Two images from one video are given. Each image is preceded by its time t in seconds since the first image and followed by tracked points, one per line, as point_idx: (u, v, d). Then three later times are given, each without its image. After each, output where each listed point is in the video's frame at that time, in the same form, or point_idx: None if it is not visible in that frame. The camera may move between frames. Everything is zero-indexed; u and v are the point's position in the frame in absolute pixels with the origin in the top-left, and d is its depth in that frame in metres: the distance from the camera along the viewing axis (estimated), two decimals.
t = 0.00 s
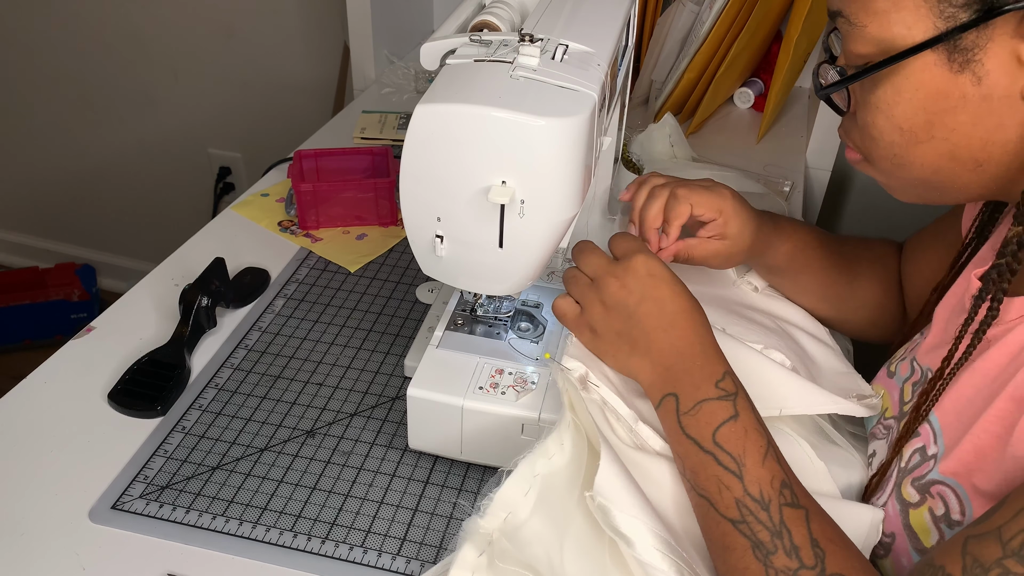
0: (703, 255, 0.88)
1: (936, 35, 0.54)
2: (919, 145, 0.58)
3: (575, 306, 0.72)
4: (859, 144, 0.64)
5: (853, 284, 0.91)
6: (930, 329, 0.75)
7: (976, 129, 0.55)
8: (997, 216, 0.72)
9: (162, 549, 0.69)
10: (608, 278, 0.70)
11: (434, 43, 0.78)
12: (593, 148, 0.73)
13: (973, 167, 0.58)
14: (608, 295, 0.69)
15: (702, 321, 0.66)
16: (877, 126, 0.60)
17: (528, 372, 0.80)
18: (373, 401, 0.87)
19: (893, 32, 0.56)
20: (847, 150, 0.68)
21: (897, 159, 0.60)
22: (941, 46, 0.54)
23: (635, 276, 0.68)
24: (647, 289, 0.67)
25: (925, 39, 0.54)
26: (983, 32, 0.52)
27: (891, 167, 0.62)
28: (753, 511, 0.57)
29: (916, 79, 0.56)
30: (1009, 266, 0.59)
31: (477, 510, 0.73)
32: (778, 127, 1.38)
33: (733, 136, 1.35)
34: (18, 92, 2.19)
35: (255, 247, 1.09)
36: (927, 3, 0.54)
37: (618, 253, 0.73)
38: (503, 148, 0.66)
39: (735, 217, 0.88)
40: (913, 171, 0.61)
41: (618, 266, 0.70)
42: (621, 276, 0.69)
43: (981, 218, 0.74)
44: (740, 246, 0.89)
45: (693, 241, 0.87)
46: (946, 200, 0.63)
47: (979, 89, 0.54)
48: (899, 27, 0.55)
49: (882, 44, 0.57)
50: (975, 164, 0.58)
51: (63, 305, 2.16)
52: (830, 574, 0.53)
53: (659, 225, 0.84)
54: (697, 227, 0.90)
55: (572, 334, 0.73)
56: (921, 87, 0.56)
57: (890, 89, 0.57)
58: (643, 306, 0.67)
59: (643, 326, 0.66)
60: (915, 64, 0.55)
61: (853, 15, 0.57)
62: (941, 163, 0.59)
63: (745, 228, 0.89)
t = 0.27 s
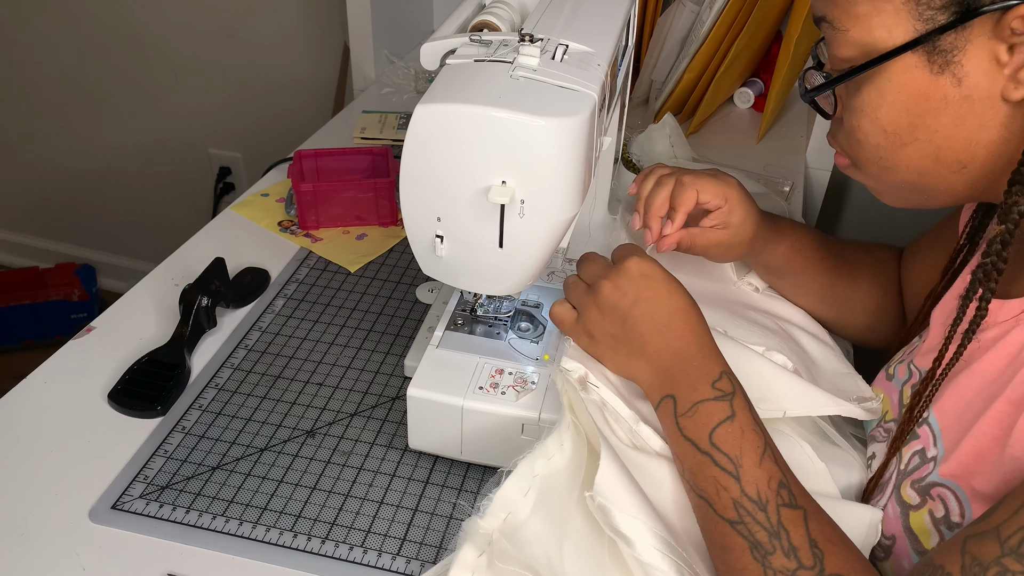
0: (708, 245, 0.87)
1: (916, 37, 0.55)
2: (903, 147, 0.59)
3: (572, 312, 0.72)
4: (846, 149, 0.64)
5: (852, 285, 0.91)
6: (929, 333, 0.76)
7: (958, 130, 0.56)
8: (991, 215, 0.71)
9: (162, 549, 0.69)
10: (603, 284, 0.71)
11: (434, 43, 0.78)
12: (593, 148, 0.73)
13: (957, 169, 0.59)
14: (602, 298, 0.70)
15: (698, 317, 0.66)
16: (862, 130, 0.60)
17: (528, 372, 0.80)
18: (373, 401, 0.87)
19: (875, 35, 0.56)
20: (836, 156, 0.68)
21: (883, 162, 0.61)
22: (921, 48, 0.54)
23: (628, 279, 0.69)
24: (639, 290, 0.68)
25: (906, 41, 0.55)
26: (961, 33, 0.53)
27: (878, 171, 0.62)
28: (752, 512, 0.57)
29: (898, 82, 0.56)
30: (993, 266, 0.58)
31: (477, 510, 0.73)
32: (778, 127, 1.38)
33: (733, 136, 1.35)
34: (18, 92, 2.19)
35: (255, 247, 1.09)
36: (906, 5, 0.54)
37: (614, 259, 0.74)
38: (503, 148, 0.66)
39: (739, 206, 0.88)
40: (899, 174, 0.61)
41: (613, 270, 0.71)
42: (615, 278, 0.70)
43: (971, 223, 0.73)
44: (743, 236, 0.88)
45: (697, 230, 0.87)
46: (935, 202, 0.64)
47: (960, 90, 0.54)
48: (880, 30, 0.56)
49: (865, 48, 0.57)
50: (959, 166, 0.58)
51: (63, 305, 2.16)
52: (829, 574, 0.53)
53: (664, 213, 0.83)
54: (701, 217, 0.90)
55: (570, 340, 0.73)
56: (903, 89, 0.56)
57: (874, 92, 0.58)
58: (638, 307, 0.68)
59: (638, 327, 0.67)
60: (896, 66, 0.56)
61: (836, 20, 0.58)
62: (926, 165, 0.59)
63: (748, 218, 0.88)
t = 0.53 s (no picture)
0: (710, 248, 0.88)
1: (899, 33, 0.55)
2: (889, 145, 0.59)
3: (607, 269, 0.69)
4: (834, 151, 0.65)
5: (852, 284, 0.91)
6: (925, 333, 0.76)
7: (942, 126, 0.56)
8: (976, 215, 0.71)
9: (162, 549, 0.69)
10: (650, 266, 0.66)
11: (434, 43, 0.78)
12: (593, 148, 0.73)
13: (944, 166, 0.59)
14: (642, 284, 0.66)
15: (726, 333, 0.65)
16: (849, 130, 0.60)
17: (528, 372, 0.80)
18: (373, 401, 0.87)
19: (858, 33, 0.56)
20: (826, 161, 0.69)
21: (870, 162, 0.61)
22: (903, 44, 0.54)
23: (673, 271, 0.65)
24: (688, 291, 0.65)
25: (889, 37, 0.55)
26: (941, 28, 0.53)
27: (867, 171, 0.63)
28: (754, 508, 0.57)
29: (882, 79, 0.56)
30: (980, 256, 0.59)
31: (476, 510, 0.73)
32: (778, 127, 1.38)
33: (733, 136, 1.35)
34: (18, 92, 2.19)
35: (254, 247, 1.09)
36: (887, 3, 0.54)
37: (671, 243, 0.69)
38: (503, 148, 0.66)
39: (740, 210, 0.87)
40: (888, 174, 0.61)
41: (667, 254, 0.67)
42: (658, 267, 0.66)
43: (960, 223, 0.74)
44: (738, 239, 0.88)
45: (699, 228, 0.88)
46: (926, 203, 0.64)
47: (943, 85, 0.54)
48: (864, 29, 0.56)
49: (849, 47, 0.57)
50: (946, 163, 0.58)
51: (63, 305, 2.16)
52: (826, 568, 0.53)
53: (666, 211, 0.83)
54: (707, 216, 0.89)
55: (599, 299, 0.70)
56: (887, 86, 0.56)
57: (859, 90, 0.58)
58: (678, 299, 0.64)
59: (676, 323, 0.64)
60: (879, 63, 0.56)
61: (821, 22, 0.58)
62: (913, 164, 0.59)
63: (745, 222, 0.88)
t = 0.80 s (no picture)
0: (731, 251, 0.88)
1: (858, 38, 0.55)
2: (853, 148, 0.59)
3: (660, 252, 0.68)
4: (803, 156, 0.65)
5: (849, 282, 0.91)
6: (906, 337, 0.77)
7: (902, 130, 0.56)
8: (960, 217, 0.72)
9: (162, 549, 0.69)
10: (703, 263, 0.66)
11: (434, 43, 0.78)
12: (593, 148, 0.73)
13: (908, 170, 0.59)
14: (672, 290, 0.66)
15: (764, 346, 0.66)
16: (815, 134, 0.61)
17: (527, 372, 0.80)
18: (373, 401, 0.87)
19: (819, 39, 0.57)
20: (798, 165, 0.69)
21: (837, 166, 0.62)
22: (862, 48, 0.55)
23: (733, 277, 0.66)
24: (739, 301, 0.65)
25: (848, 42, 0.55)
26: (898, 33, 0.53)
27: (835, 175, 0.63)
28: (764, 508, 0.57)
29: (843, 84, 0.57)
30: (946, 256, 0.58)
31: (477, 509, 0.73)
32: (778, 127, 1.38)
33: (733, 136, 1.35)
34: (18, 91, 2.19)
35: (254, 247, 1.09)
36: (846, 9, 0.55)
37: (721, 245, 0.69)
38: (503, 148, 0.66)
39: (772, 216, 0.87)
40: (855, 177, 0.62)
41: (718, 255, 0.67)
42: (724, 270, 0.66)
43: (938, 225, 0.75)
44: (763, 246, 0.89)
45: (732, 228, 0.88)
46: (896, 206, 0.64)
47: (901, 89, 0.55)
48: (825, 34, 0.56)
49: (811, 52, 0.58)
50: (908, 166, 0.58)
51: (63, 305, 2.16)
52: (832, 567, 0.53)
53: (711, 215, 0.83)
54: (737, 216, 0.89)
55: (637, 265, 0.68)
56: (848, 91, 0.57)
57: (823, 95, 0.59)
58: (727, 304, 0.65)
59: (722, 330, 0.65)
60: (840, 68, 0.56)
61: (784, 28, 0.59)
62: (878, 167, 0.59)
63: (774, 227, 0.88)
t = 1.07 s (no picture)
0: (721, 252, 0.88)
1: (856, 38, 0.55)
2: (850, 149, 0.59)
3: (613, 271, 0.68)
4: (799, 156, 0.65)
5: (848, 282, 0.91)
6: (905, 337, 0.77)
7: (900, 130, 0.56)
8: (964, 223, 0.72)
9: (163, 549, 0.69)
10: (654, 268, 0.66)
11: (434, 43, 0.78)
12: (593, 148, 0.73)
13: (905, 171, 0.59)
14: (644, 288, 0.66)
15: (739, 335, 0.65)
16: (811, 134, 0.61)
17: (528, 372, 0.80)
18: (373, 401, 0.87)
19: (817, 39, 0.57)
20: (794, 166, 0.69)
21: (834, 167, 0.62)
22: (859, 48, 0.55)
23: (689, 272, 0.65)
24: (700, 289, 0.64)
25: (846, 42, 0.56)
26: (895, 33, 0.54)
27: (831, 176, 0.63)
28: (758, 511, 0.57)
29: (841, 84, 0.57)
30: (941, 257, 0.59)
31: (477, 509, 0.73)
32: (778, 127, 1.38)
33: (733, 136, 1.35)
34: (18, 91, 2.19)
35: (254, 247, 1.09)
36: (844, 8, 0.55)
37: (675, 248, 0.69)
38: (503, 148, 0.66)
39: (757, 210, 0.88)
40: (851, 178, 0.62)
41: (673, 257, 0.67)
42: (677, 266, 0.65)
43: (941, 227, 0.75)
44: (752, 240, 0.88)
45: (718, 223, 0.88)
46: (894, 207, 0.64)
47: (898, 90, 0.55)
48: (822, 34, 0.57)
49: (808, 52, 0.58)
50: (905, 167, 0.59)
51: (63, 305, 2.16)
52: (830, 571, 0.54)
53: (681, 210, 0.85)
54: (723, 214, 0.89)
55: (602, 296, 0.69)
56: (845, 90, 0.57)
57: (819, 95, 0.59)
58: (688, 301, 0.64)
59: (688, 323, 0.64)
60: (837, 68, 0.57)
61: (783, 28, 0.59)
62: (875, 168, 0.60)
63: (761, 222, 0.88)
